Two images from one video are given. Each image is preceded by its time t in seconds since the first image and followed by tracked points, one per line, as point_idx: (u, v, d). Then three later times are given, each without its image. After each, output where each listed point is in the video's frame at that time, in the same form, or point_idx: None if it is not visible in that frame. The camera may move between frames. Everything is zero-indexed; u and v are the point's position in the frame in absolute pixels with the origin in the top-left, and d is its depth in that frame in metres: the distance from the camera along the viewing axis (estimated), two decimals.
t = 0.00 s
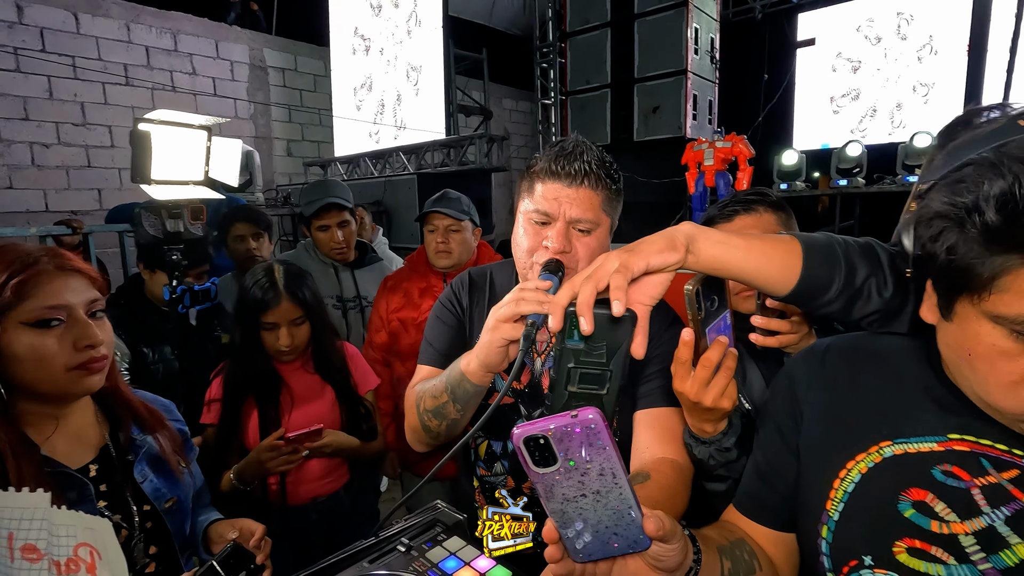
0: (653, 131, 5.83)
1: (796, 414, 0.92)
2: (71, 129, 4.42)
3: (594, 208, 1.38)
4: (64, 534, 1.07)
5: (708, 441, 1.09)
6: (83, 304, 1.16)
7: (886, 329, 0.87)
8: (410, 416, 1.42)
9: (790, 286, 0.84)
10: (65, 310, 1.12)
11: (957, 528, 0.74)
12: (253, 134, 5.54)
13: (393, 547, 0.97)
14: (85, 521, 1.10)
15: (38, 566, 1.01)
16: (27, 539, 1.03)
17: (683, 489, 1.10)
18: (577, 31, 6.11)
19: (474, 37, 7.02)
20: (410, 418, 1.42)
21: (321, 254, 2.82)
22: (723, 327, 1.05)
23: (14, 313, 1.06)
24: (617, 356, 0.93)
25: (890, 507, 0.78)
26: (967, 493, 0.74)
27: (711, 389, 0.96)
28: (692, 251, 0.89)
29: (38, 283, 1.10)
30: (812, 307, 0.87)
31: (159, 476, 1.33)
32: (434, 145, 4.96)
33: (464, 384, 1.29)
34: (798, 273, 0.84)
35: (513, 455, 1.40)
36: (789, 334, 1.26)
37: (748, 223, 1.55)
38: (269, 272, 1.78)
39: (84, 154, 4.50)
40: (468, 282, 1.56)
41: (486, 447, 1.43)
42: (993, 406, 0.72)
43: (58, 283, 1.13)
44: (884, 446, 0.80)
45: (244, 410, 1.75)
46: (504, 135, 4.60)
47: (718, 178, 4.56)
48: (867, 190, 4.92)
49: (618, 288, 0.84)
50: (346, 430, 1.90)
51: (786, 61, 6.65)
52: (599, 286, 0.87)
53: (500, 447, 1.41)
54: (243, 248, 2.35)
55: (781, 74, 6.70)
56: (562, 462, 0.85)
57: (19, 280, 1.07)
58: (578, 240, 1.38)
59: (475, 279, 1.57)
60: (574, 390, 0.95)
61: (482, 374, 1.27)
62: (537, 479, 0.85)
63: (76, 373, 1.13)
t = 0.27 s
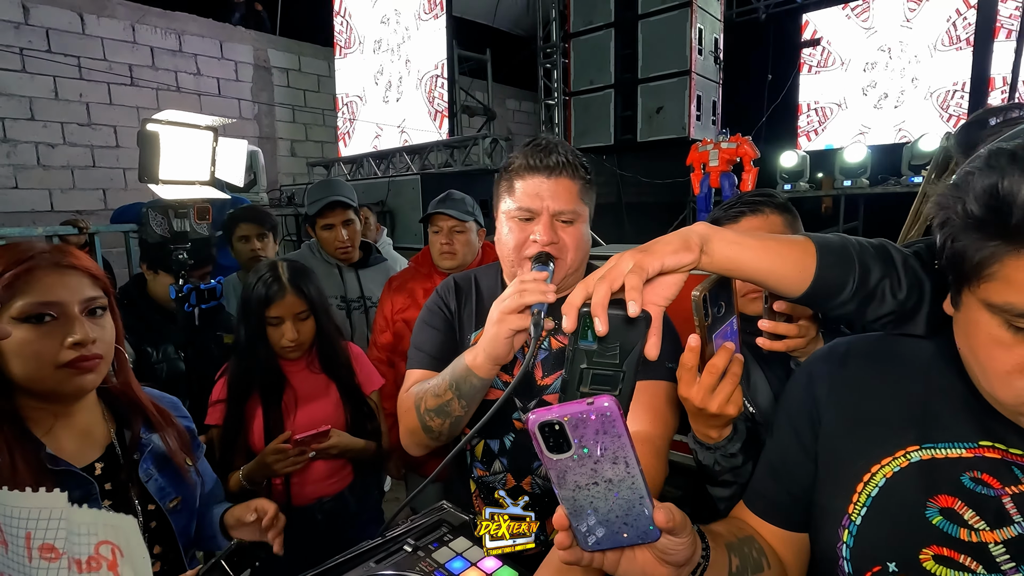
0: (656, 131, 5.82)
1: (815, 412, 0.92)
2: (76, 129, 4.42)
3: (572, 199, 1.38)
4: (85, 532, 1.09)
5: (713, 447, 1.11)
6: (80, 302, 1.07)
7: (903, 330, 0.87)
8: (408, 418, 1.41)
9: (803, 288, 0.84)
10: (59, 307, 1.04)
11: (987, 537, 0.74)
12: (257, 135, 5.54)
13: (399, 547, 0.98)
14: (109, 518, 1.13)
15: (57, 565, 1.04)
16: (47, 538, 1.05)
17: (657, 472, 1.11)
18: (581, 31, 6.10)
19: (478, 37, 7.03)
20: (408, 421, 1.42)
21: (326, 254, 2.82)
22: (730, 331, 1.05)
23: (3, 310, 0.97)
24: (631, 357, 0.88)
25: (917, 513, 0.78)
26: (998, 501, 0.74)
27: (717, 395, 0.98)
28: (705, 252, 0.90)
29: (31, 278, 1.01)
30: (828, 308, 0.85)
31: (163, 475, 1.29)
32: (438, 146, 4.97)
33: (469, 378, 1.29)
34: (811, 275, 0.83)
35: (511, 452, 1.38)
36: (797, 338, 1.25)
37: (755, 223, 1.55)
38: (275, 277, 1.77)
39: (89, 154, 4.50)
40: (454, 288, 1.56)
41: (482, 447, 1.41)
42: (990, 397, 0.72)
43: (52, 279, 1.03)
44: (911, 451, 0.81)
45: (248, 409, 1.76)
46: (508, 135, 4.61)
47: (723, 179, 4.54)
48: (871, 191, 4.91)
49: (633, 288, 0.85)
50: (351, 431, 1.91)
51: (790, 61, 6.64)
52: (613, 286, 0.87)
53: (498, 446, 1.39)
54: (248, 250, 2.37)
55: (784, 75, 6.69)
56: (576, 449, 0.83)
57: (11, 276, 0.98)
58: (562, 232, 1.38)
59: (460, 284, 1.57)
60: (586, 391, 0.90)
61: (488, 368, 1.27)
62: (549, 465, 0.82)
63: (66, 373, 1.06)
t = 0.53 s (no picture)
0: (658, 129, 5.79)
1: (829, 414, 0.91)
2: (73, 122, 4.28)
3: (551, 192, 1.38)
4: (68, 540, 1.12)
5: (711, 450, 1.09)
6: (77, 299, 1.14)
7: (918, 332, 0.85)
8: (398, 424, 1.38)
9: (818, 287, 0.82)
10: (56, 303, 1.11)
11: (1003, 544, 0.73)
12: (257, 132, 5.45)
13: (398, 548, 0.96)
14: (90, 527, 1.16)
15: (40, 572, 1.06)
16: (29, 545, 1.07)
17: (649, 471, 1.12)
18: (583, 29, 6.08)
19: (479, 35, 7.01)
20: (398, 425, 1.39)
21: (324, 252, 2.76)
22: (729, 333, 1.03)
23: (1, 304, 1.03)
24: (641, 359, 0.91)
25: (932, 517, 0.77)
26: (1016, 507, 0.73)
27: (716, 397, 0.96)
28: (718, 250, 0.89)
29: (30, 274, 1.07)
30: (839, 308, 0.84)
31: (159, 476, 1.34)
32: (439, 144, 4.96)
33: (464, 378, 1.28)
34: (827, 273, 0.82)
35: (502, 450, 1.36)
36: (798, 341, 1.24)
37: (759, 221, 1.54)
38: (274, 271, 1.83)
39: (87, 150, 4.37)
40: (436, 291, 1.54)
41: (472, 449, 1.38)
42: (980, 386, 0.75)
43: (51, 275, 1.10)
44: (927, 454, 0.80)
45: (245, 407, 1.77)
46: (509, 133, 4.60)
47: (727, 177, 4.53)
48: (874, 190, 4.90)
49: (644, 288, 0.83)
50: (350, 433, 1.96)
51: (792, 60, 6.62)
52: (624, 286, 0.85)
53: (489, 445, 1.37)
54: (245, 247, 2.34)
55: (786, 73, 6.67)
56: (583, 444, 0.84)
57: (10, 270, 1.04)
58: (545, 227, 1.38)
59: (442, 287, 1.55)
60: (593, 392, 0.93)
61: (483, 365, 1.26)
62: (555, 460, 0.84)
63: (61, 369, 1.12)
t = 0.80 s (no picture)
0: (663, 128, 5.77)
1: (834, 413, 0.90)
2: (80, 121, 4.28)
3: (548, 192, 1.38)
4: (84, 535, 1.16)
5: (713, 452, 1.08)
6: (97, 298, 1.15)
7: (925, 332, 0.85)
8: (402, 425, 1.37)
9: (829, 288, 0.87)
10: (75, 301, 1.12)
11: (1006, 543, 0.71)
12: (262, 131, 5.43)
13: (404, 546, 0.96)
14: (106, 521, 1.20)
15: (55, 567, 1.11)
16: (45, 540, 1.10)
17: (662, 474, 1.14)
18: (588, 28, 6.06)
19: (484, 34, 7.00)
20: (401, 427, 1.38)
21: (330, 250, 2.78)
22: (733, 335, 1.03)
23: (23, 299, 1.05)
24: (653, 360, 0.86)
25: (933, 517, 0.76)
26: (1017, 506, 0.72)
27: (718, 400, 0.95)
28: (729, 252, 0.89)
29: (53, 270, 1.09)
30: (851, 308, 0.90)
31: (161, 464, 1.33)
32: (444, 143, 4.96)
33: (471, 377, 1.26)
34: (837, 274, 0.87)
35: (504, 449, 1.35)
36: (803, 342, 1.23)
37: (765, 219, 1.54)
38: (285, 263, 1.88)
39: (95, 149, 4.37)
40: (433, 293, 1.54)
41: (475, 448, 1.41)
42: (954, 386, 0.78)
43: (73, 272, 1.12)
44: (927, 454, 0.79)
45: (252, 399, 1.76)
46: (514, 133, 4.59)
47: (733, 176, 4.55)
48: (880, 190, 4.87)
49: (656, 292, 0.83)
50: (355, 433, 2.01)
51: (798, 59, 6.60)
52: (635, 290, 0.85)
53: (490, 445, 1.36)
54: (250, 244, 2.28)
55: (792, 73, 6.65)
56: (592, 435, 0.84)
57: (34, 266, 1.06)
58: (544, 226, 1.38)
59: (438, 290, 1.55)
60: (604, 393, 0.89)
61: (490, 365, 1.25)
62: (565, 451, 0.84)
63: (75, 366, 1.13)
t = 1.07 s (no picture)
0: (668, 128, 5.76)
1: (837, 413, 0.91)
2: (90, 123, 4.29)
3: (545, 190, 1.38)
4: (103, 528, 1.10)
5: (716, 453, 1.08)
6: (116, 299, 1.09)
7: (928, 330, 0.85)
8: (403, 425, 1.38)
9: (830, 286, 0.87)
10: (95, 302, 1.05)
11: (1008, 535, 0.71)
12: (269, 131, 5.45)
13: (412, 542, 0.97)
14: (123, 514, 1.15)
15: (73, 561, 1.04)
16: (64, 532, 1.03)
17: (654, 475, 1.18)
18: (592, 27, 6.06)
19: (489, 33, 7.01)
20: (402, 426, 1.39)
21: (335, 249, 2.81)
22: (737, 335, 1.03)
23: (47, 297, 0.98)
24: (653, 357, 0.87)
25: (935, 512, 0.76)
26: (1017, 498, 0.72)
27: (722, 401, 0.95)
28: (729, 251, 0.90)
29: (78, 270, 1.03)
30: (852, 307, 0.90)
31: (164, 455, 1.27)
32: (448, 142, 4.94)
33: (472, 377, 1.27)
34: (838, 271, 0.87)
35: (504, 448, 1.36)
36: (805, 343, 1.22)
37: (768, 219, 1.54)
38: (307, 257, 1.93)
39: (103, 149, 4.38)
40: (431, 293, 1.54)
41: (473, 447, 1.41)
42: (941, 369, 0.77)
43: (96, 274, 1.06)
44: (928, 450, 0.79)
45: (275, 394, 1.80)
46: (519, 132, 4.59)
47: (739, 175, 4.49)
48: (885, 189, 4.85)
49: (657, 289, 0.83)
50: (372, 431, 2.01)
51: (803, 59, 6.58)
52: (637, 287, 0.85)
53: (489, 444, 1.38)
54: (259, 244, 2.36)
55: (797, 72, 6.63)
56: (598, 429, 0.83)
57: (60, 266, 1.00)
58: (541, 225, 1.38)
59: (437, 290, 1.55)
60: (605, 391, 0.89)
61: (490, 364, 1.26)
62: (571, 443, 0.83)
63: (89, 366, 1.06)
